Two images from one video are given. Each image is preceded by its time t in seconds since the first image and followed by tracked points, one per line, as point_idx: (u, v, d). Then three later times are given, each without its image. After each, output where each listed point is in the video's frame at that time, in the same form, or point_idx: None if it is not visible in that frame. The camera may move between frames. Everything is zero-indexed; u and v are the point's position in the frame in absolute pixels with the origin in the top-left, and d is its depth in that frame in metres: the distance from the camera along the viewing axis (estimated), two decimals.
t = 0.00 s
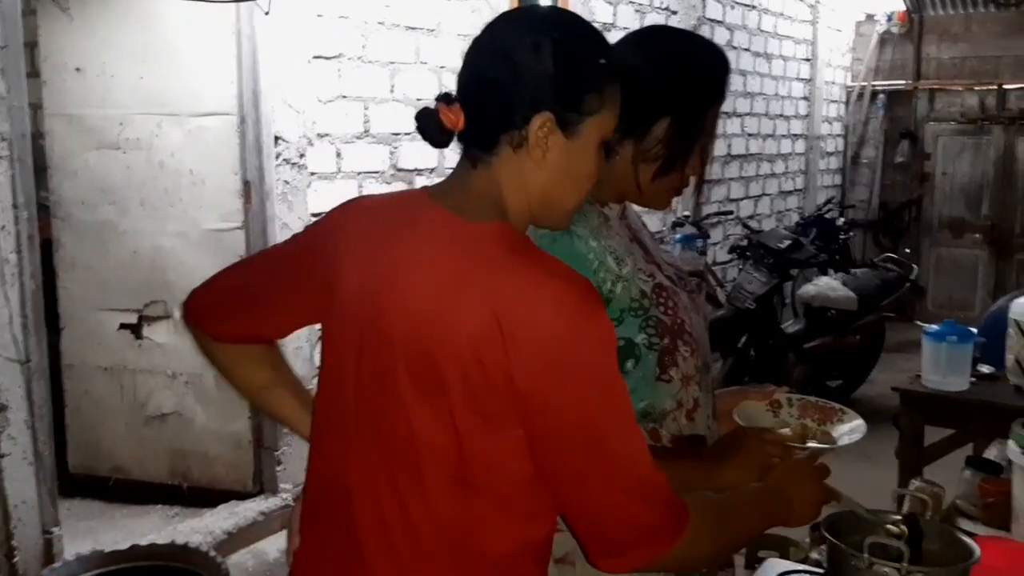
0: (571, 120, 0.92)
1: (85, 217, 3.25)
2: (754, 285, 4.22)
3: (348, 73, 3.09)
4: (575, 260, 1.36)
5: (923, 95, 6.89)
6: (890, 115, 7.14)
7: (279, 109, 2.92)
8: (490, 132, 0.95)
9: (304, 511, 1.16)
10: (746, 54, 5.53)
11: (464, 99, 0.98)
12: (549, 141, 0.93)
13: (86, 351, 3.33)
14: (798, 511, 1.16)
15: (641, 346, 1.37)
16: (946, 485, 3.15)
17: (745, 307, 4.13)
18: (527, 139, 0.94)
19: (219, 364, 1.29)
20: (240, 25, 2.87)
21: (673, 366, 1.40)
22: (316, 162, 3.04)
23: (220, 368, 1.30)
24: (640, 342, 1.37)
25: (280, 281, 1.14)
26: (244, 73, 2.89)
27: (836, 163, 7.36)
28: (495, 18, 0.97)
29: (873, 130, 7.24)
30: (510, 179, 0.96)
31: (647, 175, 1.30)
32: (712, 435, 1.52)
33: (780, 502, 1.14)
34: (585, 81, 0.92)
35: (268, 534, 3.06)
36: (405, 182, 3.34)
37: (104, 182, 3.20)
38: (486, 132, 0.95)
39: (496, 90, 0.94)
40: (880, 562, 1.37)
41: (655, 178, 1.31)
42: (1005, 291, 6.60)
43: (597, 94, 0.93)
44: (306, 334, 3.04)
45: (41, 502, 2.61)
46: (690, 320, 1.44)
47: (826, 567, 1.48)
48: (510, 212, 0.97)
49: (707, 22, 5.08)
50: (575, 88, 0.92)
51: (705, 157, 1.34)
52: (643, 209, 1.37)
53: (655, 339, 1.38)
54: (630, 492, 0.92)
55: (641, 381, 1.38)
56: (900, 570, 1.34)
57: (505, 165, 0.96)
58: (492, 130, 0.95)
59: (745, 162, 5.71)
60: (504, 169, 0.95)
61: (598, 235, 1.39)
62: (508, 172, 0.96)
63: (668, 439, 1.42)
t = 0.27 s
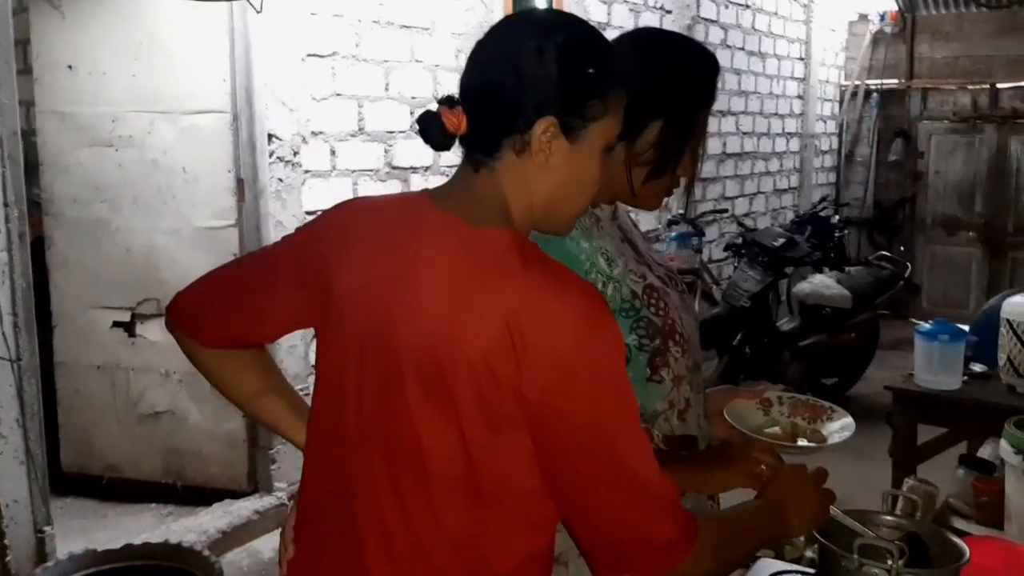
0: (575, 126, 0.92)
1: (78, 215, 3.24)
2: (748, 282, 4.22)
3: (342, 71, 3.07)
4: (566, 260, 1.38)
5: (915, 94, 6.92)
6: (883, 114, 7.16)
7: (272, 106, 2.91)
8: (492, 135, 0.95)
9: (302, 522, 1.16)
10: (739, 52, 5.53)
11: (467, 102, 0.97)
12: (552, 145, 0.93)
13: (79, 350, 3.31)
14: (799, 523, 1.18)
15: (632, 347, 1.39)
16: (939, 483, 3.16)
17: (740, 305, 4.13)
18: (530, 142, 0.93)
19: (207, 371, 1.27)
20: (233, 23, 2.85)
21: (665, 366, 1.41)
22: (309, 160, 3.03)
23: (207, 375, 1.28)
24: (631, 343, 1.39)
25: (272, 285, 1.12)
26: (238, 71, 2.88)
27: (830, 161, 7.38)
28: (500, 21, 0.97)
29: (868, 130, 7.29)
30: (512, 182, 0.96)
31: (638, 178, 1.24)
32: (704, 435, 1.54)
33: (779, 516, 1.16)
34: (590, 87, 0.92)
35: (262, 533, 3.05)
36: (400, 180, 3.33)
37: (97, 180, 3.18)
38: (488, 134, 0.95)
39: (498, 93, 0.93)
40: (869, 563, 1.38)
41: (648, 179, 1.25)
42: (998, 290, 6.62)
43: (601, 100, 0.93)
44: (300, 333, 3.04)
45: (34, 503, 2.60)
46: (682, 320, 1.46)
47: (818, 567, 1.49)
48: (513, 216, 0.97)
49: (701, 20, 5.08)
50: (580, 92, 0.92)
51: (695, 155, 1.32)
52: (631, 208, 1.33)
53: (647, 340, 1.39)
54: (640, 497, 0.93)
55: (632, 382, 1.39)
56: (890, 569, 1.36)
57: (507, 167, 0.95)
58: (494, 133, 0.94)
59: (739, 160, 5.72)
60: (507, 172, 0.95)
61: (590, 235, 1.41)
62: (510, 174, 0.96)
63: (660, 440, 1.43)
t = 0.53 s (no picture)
0: (568, 125, 0.91)
1: (71, 212, 3.23)
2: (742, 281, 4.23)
3: (337, 69, 3.07)
4: (560, 256, 1.38)
5: (909, 94, 6.93)
6: (877, 113, 7.18)
7: (266, 104, 2.90)
8: (487, 126, 0.94)
9: (298, 527, 1.14)
10: (734, 51, 5.54)
11: (469, 93, 0.97)
12: (544, 141, 0.91)
13: (73, 348, 3.30)
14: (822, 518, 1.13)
15: (626, 343, 1.39)
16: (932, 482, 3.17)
17: (735, 304, 4.16)
18: (522, 136, 0.92)
19: (202, 367, 1.27)
20: (226, 20, 2.84)
21: (658, 363, 1.41)
22: (303, 157, 3.02)
23: (202, 370, 1.28)
24: (625, 339, 1.39)
25: (267, 285, 1.12)
26: (231, 68, 2.87)
27: (825, 161, 7.39)
28: (511, 18, 0.98)
29: (861, 130, 7.29)
30: (503, 177, 0.94)
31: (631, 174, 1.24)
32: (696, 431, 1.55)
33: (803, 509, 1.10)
34: (589, 88, 0.91)
35: (257, 532, 3.04)
36: (395, 178, 3.33)
37: (90, 178, 3.17)
38: (484, 126, 0.95)
39: (498, 84, 0.94)
40: (862, 561, 1.39)
41: (634, 175, 1.20)
42: (992, 289, 6.62)
43: (599, 104, 0.92)
44: (294, 331, 3.04)
45: (26, 502, 2.59)
46: (675, 318, 1.46)
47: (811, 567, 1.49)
48: (503, 213, 0.95)
49: (695, 19, 5.08)
50: (577, 93, 0.91)
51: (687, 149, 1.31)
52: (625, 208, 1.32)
53: (640, 336, 1.40)
54: (639, 501, 0.91)
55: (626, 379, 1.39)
56: (881, 569, 1.36)
57: (500, 161, 0.94)
58: (490, 124, 0.94)
59: (733, 158, 5.72)
60: (498, 164, 0.94)
61: (584, 231, 1.41)
62: (502, 169, 0.94)
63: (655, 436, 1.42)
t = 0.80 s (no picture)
0: (569, 123, 0.90)
1: (65, 211, 3.22)
2: (738, 281, 4.24)
3: (332, 67, 3.06)
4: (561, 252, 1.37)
5: (905, 94, 6.95)
6: (873, 113, 7.19)
7: (261, 102, 2.89)
8: (488, 122, 0.94)
9: (297, 526, 1.13)
10: (730, 51, 5.54)
11: (470, 87, 0.97)
12: (544, 139, 0.91)
13: (67, 346, 3.30)
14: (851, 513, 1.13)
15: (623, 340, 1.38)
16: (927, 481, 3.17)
17: (730, 303, 4.15)
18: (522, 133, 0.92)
19: (195, 366, 1.26)
20: (221, 18, 2.84)
21: (654, 359, 1.41)
22: (299, 156, 3.02)
23: (195, 370, 1.27)
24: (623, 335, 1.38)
25: (261, 282, 1.11)
26: (227, 66, 2.86)
27: (820, 161, 7.40)
28: (514, 14, 0.97)
29: (857, 129, 7.30)
30: (502, 174, 0.95)
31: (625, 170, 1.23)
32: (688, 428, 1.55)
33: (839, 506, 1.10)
34: (589, 87, 0.90)
35: (252, 530, 3.04)
36: (391, 176, 3.32)
37: (85, 176, 3.17)
38: (484, 121, 0.95)
39: (499, 80, 0.94)
40: (857, 558, 1.39)
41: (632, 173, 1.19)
42: (987, 288, 6.62)
43: (600, 102, 0.90)
44: (289, 329, 3.04)
45: (20, 500, 2.58)
46: (671, 315, 1.46)
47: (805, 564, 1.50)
48: (501, 209, 0.95)
49: (691, 19, 5.08)
50: (577, 90, 0.90)
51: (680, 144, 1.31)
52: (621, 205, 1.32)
53: (638, 332, 1.39)
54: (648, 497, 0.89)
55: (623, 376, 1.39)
56: (876, 567, 1.37)
57: (499, 157, 0.95)
58: (491, 120, 0.94)
59: (730, 158, 5.73)
60: (498, 161, 0.94)
61: (581, 228, 1.41)
62: (501, 165, 0.95)
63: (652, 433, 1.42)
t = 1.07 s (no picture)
0: (579, 118, 0.91)
1: (62, 209, 3.22)
2: (735, 280, 4.25)
3: (330, 66, 3.06)
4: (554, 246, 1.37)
5: (902, 93, 6.95)
6: (870, 113, 7.19)
7: (259, 101, 2.89)
8: (496, 122, 0.95)
9: (299, 525, 1.12)
10: (728, 50, 5.54)
11: (474, 87, 0.97)
12: (556, 136, 0.92)
13: (63, 345, 3.29)
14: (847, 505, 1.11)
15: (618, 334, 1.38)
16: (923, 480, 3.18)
17: (727, 302, 4.16)
18: (534, 131, 0.93)
19: (197, 361, 1.27)
20: (219, 16, 2.84)
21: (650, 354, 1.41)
22: (296, 154, 3.01)
23: (196, 365, 1.28)
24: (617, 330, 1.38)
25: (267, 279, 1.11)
26: (224, 64, 2.86)
27: (818, 160, 7.40)
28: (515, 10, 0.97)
29: (855, 129, 7.30)
30: (513, 172, 0.95)
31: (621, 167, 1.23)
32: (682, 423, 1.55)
33: (835, 500, 1.09)
34: (595, 82, 0.91)
35: (248, 529, 3.03)
36: (388, 175, 3.32)
37: (82, 174, 3.16)
38: (492, 121, 0.95)
39: (504, 79, 0.94)
40: (854, 556, 1.39)
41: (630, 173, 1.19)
42: (983, 288, 6.67)
43: (609, 95, 0.92)
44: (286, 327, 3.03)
45: (16, 498, 2.57)
46: (666, 310, 1.46)
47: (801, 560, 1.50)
48: (512, 206, 0.96)
49: (689, 18, 5.09)
50: (585, 86, 0.91)
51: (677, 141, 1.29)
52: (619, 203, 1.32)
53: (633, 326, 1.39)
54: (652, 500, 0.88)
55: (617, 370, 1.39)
56: (873, 566, 1.37)
57: (509, 156, 0.95)
58: (498, 119, 0.94)
59: (727, 158, 5.74)
60: (507, 160, 0.95)
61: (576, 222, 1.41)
62: (511, 164, 0.95)
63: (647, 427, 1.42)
